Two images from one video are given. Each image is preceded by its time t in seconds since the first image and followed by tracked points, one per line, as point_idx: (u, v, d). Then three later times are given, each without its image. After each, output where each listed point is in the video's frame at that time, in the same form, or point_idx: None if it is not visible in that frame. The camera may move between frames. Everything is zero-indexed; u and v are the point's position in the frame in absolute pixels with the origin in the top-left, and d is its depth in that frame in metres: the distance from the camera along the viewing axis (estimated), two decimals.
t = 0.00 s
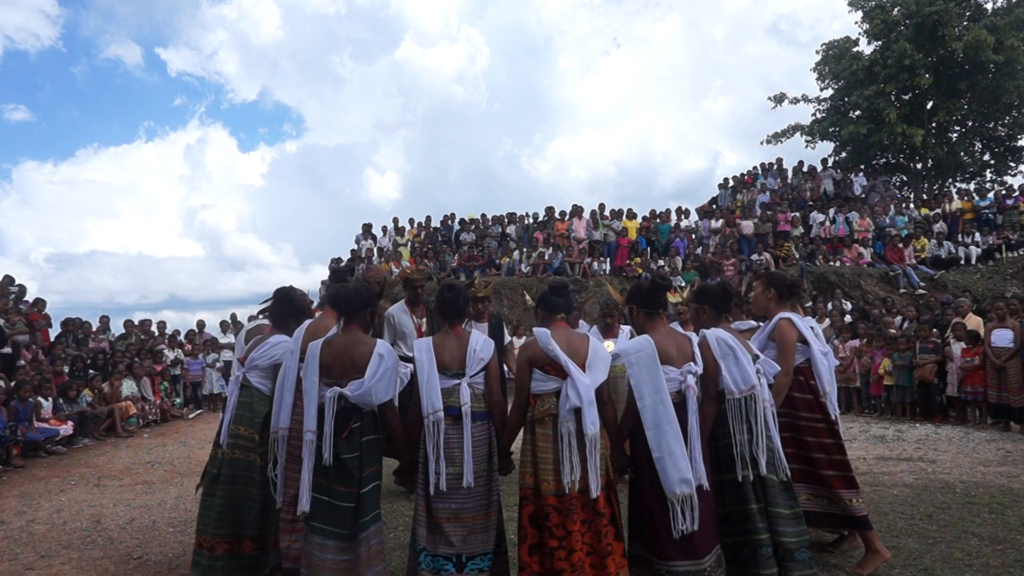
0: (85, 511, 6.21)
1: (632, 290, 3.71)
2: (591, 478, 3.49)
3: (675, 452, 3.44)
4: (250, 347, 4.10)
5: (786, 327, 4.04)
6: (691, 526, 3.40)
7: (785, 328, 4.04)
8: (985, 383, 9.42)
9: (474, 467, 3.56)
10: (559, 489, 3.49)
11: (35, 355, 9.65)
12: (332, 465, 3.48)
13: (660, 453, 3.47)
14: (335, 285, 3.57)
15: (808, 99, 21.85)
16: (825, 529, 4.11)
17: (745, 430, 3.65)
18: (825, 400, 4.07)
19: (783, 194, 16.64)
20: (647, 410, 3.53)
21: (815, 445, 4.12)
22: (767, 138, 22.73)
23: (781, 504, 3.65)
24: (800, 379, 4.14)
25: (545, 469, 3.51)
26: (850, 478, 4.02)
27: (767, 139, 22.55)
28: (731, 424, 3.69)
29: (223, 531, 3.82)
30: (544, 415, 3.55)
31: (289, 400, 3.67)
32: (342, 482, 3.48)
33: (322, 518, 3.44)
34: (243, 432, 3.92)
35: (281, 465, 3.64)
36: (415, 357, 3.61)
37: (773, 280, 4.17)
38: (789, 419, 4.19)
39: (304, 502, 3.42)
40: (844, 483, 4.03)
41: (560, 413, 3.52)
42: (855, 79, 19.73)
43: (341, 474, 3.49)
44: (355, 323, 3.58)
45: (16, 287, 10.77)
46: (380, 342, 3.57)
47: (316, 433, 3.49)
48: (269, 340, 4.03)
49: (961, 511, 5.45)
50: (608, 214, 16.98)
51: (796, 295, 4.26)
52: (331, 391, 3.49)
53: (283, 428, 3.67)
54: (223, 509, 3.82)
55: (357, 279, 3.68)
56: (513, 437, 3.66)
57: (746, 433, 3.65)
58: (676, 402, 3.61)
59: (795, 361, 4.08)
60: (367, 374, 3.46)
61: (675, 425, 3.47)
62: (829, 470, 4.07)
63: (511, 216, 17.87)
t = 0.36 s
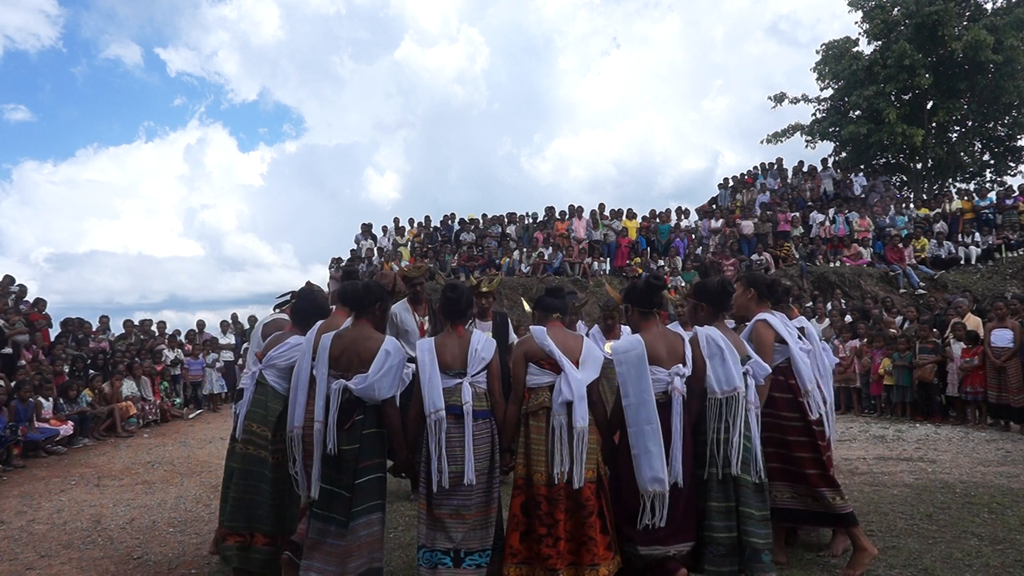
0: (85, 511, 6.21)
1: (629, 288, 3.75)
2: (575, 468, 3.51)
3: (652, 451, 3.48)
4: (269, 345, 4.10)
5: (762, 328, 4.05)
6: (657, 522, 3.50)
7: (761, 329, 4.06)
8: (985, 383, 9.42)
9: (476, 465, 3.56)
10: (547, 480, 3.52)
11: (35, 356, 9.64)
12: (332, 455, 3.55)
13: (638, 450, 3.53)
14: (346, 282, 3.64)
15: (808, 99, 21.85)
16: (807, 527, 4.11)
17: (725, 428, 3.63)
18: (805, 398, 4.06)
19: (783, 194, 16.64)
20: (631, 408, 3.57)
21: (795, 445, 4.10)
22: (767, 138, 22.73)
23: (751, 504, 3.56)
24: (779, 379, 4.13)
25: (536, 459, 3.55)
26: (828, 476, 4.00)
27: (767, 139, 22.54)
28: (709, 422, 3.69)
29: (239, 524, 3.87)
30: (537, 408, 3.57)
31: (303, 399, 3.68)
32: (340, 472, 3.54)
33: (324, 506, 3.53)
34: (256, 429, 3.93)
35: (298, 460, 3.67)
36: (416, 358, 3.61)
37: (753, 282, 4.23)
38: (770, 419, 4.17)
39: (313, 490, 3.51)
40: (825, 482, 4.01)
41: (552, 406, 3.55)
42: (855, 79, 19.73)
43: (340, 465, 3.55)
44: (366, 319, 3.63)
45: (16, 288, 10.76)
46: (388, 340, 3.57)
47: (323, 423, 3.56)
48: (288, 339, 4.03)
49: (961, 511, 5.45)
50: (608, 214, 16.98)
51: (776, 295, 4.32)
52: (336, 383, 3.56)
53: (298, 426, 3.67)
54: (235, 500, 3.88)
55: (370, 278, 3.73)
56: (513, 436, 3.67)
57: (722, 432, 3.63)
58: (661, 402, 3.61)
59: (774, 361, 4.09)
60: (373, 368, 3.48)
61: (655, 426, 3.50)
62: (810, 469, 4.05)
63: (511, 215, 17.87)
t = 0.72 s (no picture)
0: (85, 511, 6.21)
1: (627, 288, 3.75)
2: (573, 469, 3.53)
3: (632, 450, 3.53)
4: (269, 344, 4.08)
5: (770, 325, 4.02)
6: (639, 520, 3.54)
7: (769, 327, 4.03)
8: (985, 383, 9.42)
9: (477, 466, 3.56)
10: (541, 478, 3.55)
11: (35, 356, 9.63)
12: (329, 456, 3.57)
13: (620, 448, 3.58)
14: (343, 281, 3.63)
15: (808, 99, 21.84)
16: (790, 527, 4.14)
17: (717, 428, 3.60)
18: (801, 401, 4.02)
19: (783, 194, 16.64)
20: (614, 407, 3.61)
21: (784, 445, 4.10)
22: (767, 138, 22.71)
23: (740, 505, 3.54)
24: (779, 377, 4.11)
25: (532, 459, 3.57)
26: (811, 482, 4.01)
27: (767, 139, 22.54)
28: (703, 422, 3.65)
29: (256, 521, 3.94)
30: (538, 407, 3.59)
31: (305, 399, 3.70)
32: (336, 473, 3.56)
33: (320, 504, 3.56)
34: (258, 428, 3.95)
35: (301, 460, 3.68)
36: (420, 359, 3.60)
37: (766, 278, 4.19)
38: (764, 417, 4.16)
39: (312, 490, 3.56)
40: (808, 487, 4.01)
41: (551, 407, 3.57)
42: (855, 79, 19.73)
43: (336, 465, 3.56)
44: (363, 320, 3.63)
45: (16, 288, 10.75)
46: (381, 340, 3.53)
47: (321, 424, 3.59)
48: (285, 338, 4.00)
49: (961, 511, 5.45)
50: (608, 214, 16.96)
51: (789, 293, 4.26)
52: (332, 384, 3.56)
53: (301, 425, 3.70)
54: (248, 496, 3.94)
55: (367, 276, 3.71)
56: (514, 437, 3.65)
57: (713, 432, 3.60)
58: (647, 402, 3.60)
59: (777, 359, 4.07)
60: (366, 370, 3.47)
61: (638, 425, 3.53)
62: (795, 471, 4.05)
63: (511, 215, 17.88)
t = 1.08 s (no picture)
0: (85, 511, 6.21)
1: (624, 288, 3.72)
2: (573, 472, 3.53)
3: (629, 451, 3.51)
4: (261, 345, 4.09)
5: (795, 323, 3.96)
6: (638, 522, 3.49)
7: (793, 324, 3.96)
8: (985, 383, 9.42)
9: (477, 468, 3.56)
10: (538, 478, 3.56)
11: (35, 356, 9.63)
12: (324, 458, 3.56)
13: (617, 449, 3.56)
14: (340, 281, 3.65)
15: (808, 99, 21.83)
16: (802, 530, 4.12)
17: (720, 431, 3.57)
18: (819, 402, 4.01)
19: (783, 194, 16.65)
20: (611, 408, 3.60)
21: (797, 445, 4.10)
22: (767, 138, 22.71)
23: (751, 510, 3.50)
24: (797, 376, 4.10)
25: (529, 459, 3.59)
26: (825, 484, 3.99)
27: (767, 139, 22.53)
28: (707, 425, 3.62)
29: (253, 525, 3.91)
30: (537, 408, 3.60)
31: (295, 400, 3.70)
32: (333, 475, 3.54)
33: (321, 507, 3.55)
34: (258, 430, 3.95)
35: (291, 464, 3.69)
36: (417, 359, 3.59)
37: (791, 275, 4.15)
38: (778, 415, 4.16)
39: (308, 492, 3.52)
40: (820, 489, 4.00)
41: (551, 408, 3.57)
42: (855, 79, 19.73)
43: (332, 468, 3.56)
44: (356, 320, 3.62)
45: (16, 288, 10.75)
46: (376, 340, 3.54)
47: (315, 426, 3.57)
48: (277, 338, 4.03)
49: (961, 511, 5.45)
50: (608, 214, 16.96)
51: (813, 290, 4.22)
52: (326, 387, 3.54)
53: (291, 427, 3.72)
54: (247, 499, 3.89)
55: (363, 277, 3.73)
56: (514, 437, 3.66)
57: (718, 436, 3.56)
58: (643, 403, 3.60)
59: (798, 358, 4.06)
60: (360, 371, 3.46)
61: (633, 426, 3.52)
62: (807, 472, 4.05)
63: (511, 215, 17.88)
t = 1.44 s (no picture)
0: (85, 511, 6.21)
1: (623, 288, 3.67)
2: (570, 475, 3.53)
3: (634, 453, 3.49)
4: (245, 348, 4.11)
5: (815, 324, 3.97)
6: (648, 527, 3.50)
7: (814, 326, 3.97)
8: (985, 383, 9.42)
9: (475, 472, 3.55)
10: (537, 478, 3.58)
11: (35, 356, 9.61)
12: (323, 461, 3.52)
13: (622, 452, 3.53)
14: (327, 281, 3.63)
15: (808, 99, 21.82)
16: (805, 532, 4.13)
17: (734, 439, 3.52)
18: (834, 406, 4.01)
19: (783, 194, 16.64)
20: (614, 410, 3.56)
21: (807, 446, 4.08)
22: (767, 138, 22.71)
23: (770, 521, 3.43)
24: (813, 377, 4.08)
25: (527, 460, 3.61)
26: (834, 489, 3.99)
27: (767, 139, 22.52)
28: (720, 432, 3.57)
29: (234, 531, 3.92)
30: (534, 407, 3.62)
31: (266, 405, 3.72)
32: (332, 479, 3.50)
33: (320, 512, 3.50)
34: (248, 433, 4.04)
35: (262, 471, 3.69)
36: (414, 359, 3.59)
37: (813, 275, 4.15)
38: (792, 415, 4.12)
39: (307, 498, 3.48)
40: (829, 492, 4.00)
41: (548, 408, 3.58)
42: (855, 79, 19.74)
43: (331, 471, 3.52)
44: (348, 320, 3.58)
45: (16, 288, 10.75)
46: (370, 340, 3.52)
47: (312, 430, 3.52)
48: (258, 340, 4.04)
49: (961, 511, 5.45)
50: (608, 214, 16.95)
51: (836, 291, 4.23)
52: (323, 389, 3.50)
53: (264, 433, 3.71)
54: (232, 505, 3.93)
55: (351, 274, 3.71)
56: (513, 435, 3.68)
57: (731, 445, 3.51)
58: (645, 404, 3.59)
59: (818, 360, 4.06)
60: (358, 372, 3.44)
61: (638, 428, 3.50)
62: (816, 474, 4.04)
63: (511, 215, 17.89)
